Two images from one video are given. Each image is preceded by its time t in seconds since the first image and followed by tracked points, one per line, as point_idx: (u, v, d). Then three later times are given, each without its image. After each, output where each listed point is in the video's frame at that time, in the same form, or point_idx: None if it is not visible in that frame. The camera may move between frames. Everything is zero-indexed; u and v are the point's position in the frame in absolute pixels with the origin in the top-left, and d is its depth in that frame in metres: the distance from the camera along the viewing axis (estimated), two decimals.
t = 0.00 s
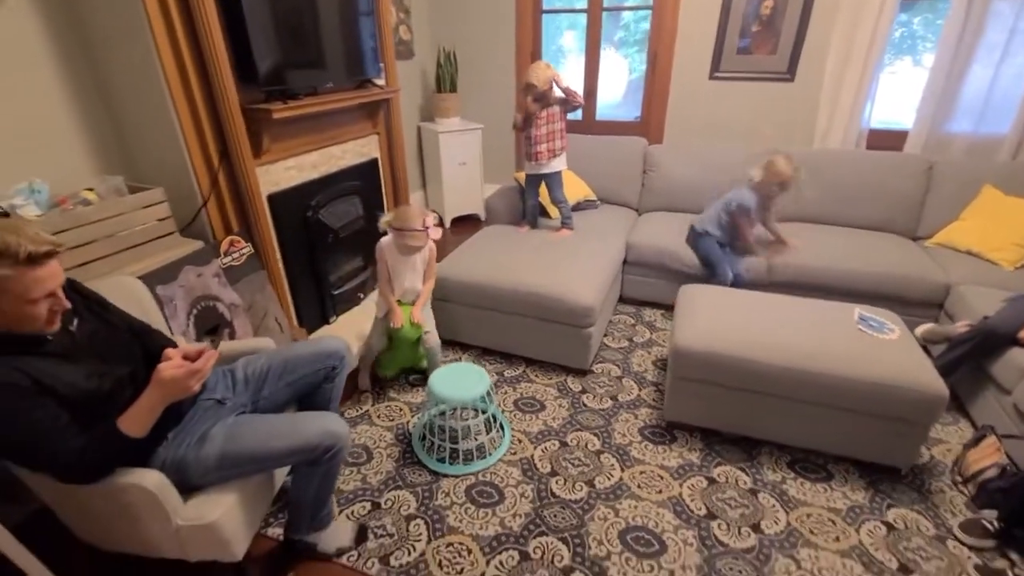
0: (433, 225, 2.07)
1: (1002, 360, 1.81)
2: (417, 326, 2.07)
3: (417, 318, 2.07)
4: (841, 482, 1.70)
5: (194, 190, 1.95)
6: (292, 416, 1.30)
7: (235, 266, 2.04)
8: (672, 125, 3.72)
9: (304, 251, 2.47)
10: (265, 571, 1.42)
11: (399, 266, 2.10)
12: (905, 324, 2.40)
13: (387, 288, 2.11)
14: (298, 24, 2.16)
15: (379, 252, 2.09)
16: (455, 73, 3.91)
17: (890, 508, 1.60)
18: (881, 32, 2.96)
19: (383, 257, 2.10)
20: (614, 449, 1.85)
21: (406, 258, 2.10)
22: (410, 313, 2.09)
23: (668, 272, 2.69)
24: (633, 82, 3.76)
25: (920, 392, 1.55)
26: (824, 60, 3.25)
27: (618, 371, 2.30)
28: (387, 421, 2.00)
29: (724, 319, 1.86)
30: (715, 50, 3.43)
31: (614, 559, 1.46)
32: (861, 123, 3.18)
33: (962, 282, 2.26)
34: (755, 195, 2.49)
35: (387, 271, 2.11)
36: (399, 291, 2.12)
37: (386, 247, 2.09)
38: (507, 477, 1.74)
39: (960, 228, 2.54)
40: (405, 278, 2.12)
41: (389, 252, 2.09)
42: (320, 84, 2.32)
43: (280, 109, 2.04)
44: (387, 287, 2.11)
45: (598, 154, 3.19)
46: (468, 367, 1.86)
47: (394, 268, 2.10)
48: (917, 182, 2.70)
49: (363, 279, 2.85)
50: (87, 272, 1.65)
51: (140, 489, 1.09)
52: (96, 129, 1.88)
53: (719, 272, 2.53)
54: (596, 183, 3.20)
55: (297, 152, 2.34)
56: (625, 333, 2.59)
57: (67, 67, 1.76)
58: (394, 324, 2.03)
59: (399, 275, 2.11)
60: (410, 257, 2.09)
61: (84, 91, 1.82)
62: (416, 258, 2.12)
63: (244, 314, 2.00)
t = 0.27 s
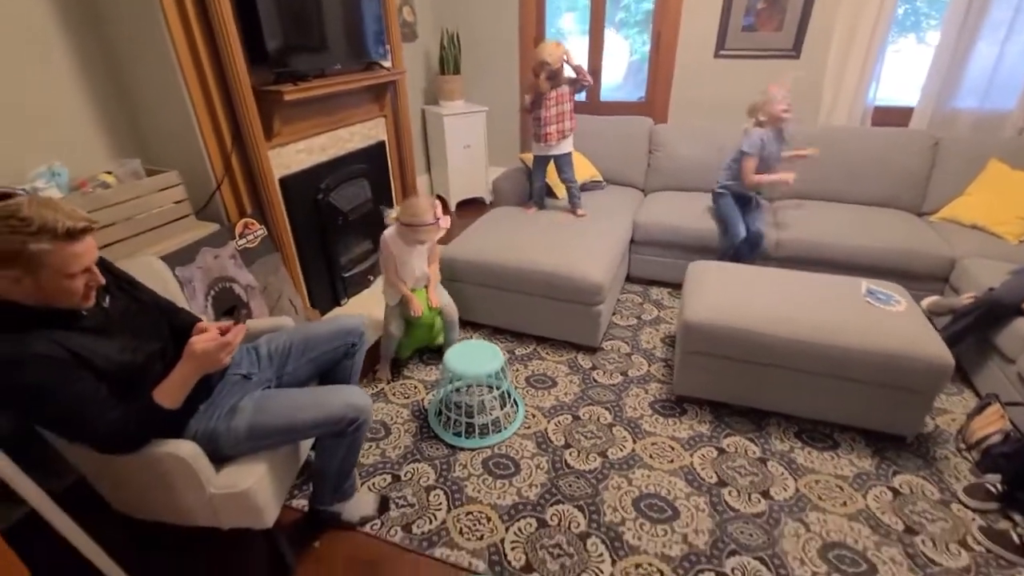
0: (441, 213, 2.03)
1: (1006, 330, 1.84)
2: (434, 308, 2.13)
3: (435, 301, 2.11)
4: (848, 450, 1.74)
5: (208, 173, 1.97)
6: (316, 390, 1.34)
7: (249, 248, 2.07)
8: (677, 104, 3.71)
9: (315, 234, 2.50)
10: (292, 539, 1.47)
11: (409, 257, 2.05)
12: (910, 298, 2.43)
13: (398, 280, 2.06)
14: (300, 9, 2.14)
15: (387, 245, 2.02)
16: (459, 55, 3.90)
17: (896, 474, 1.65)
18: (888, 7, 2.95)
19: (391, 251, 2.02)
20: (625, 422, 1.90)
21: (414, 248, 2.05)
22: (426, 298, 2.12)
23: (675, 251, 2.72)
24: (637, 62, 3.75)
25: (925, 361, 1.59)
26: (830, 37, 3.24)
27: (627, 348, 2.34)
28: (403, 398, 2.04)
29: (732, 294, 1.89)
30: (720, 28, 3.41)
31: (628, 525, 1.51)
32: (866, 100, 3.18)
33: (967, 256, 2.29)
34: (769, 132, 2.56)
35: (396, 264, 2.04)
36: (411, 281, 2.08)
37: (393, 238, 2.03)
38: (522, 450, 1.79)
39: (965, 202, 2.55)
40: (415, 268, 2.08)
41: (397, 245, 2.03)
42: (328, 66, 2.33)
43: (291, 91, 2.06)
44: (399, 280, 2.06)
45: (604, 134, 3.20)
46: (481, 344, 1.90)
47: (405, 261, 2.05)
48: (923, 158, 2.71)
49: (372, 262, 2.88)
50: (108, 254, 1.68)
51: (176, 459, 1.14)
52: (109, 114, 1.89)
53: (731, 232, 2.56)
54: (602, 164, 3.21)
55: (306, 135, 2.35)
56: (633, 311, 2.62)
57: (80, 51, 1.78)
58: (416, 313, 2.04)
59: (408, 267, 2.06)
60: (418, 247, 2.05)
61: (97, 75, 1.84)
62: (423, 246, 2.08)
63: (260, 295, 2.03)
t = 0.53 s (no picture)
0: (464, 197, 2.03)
1: (1010, 306, 1.86)
2: (458, 283, 2.19)
3: (457, 275, 2.19)
4: (850, 424, 1.78)
5: (217, 153, 1.99)
6: (332, 364, 1.37)
7: (259, 228, 2.09)
8: (683, 83, 3.69)
9: (322, 214, 2.52)
10: (310, 507, 1.52)
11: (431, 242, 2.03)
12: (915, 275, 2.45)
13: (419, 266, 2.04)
14: None
15: (408, 230, 1.99)
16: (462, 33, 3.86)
17: (897, 446, 1.68)
18: None
19: (414, 236, 2.00)
20: (631, 397, 1.93)
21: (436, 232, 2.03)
22: (449, 275, 2.17)
23: (681, 230, 2.73)
24: (644, 40, 3.71)
25: (929, 335, 1.61)
26: (839, 13, 3.20)
27: (632, 325, 2.37)
28: (413, 374, 2.08)
29: (739, 271, 1.90)
30: (727, 5, 3.37)
31: (636, 494, 1.55)
32: (872, 81, 3.19)
33: (972, 234, 2.30)
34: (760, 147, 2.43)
35: (417, 250, 2.01)
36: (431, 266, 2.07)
37: (416, 225, 2.00)
38: (531, 424, 1.83)
39: (972, 180, 2.55)
40: (434, 252, 2.07)
41: (421, 231, 2.00)
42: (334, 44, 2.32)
43: (298, 69, 2.06)
44: (421, 265, 2.04)
45: (609, 114, 3.18)
46: (491, 322, 1.93)
47: (428, 247, 2.02)
48: (930, 135, 2.70)
49: (379, 242, 2.90)
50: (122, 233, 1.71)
51: (199, 430, 1.17)
52: (118, 94, 1.90)
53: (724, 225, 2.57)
54: (607, 144, 3.21)
55: (313, 115, 2.35)
56: (638, 290, 2.64)
57: (88, 30, 1.78)
58: (442, 287, 2.09)
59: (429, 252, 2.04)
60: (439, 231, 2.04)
61: (105, 55, 1.84)
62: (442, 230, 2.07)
63: (270, 275, 2.06)
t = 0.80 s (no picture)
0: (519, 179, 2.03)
1: (1014, 299, 1.88)
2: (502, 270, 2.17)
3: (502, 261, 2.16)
4: (853, 414, 1.80)
5: (231, 145, 2.02)
6: (345, 349, 1.41)
7: (272, 219, 2.13)
8: (690, 78, 3.70)
9: (332, 206, 2.55)
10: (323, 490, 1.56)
11: (482, 218, 2.04)
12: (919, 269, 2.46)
13: (470, 239, 2.04)
14: None
15: (465, 205, 2.01)
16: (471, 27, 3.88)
17: (899, 435, 1.71)
18: None
19: (467, 210, 2.02)
20: (637, 387, 1.96)
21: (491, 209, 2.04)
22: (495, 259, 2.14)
23: (687, 223, 2.75)
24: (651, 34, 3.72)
25: (932, 326, 1.64)
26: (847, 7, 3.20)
27: (638, 317, 2.40)
28: (422, 363, 2.12)
29: (744, 263, 1.93)
30: None
31: (641, 480, 1.58)
32: (881, 75, 3.16)
33: (977, 228, 2.31)
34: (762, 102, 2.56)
35: (469, 223, 2.03)
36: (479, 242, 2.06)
37: (470, 201, 2.02)
38: (538, 411, 1.86)
39: (979, 175, 2.56)
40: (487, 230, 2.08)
41: (473, 206, 2.02)
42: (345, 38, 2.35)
43: (311, 63, 2.09)
44: (470, 239, 2.04)
45: (617, 108, 3.20)
46: (500, 312, 1.96)
47: (479, 221, 2.04)
48: (938, 130, 2.70)
49: (388, 234, 2.93)
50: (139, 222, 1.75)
51: (220, 411, 1.21)
52: (134, 86, 1.94)
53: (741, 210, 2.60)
54: (614, 138, 3.23)
55: (324, 108, 2.39)
56: (644, 283, 2.67)
57: (106, 23, 1.81)
58: (491, 270, 2.07)
59: (479, 228, 2.05)
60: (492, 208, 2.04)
61: (122, 47, 1.88)
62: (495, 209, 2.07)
63: (282, 265, 2.09)
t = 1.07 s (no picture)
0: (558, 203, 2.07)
1: (1020, 302, 1.91)
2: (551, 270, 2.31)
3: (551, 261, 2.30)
4: (859, 412, 1.84)
5: (256, 141, 2.08)
6: (369, 340, 1.46)
7: (294, 214, 2.19)
8: (702, 80, 3.73)
9: (350, 202, 2.61)
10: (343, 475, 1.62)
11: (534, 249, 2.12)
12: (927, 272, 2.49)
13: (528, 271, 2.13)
14: None
15: (518, 244, 2.06)
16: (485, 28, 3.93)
17: (904, 434, 1.75)
18: None
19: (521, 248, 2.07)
20: (647, 382, 2.01)
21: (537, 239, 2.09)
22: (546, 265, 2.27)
23: (698, 224, 2.79)
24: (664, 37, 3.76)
25: (938, 327, 1.68)
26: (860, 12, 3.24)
27: (648, 315, 2.44)
28: (438, 357, 2.17)
29: (754, 263, 1.97)
30: (749, 3, 3.41)
31: (652, 471, 1.63)
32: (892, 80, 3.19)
33: (985, 232, 2.34)
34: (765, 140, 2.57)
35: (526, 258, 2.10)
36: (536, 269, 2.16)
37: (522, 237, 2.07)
38: (551, 404, 1.91)
39: (988, 180, 2.59)
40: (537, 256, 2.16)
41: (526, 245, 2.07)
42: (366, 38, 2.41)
43: (334, 62, 2.16)
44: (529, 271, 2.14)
45: (629, 109, 3.25)
46: (515, 308, 2.01)
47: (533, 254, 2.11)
48: (948, 134, 2.73)
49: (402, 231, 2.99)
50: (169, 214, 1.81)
51: (250, 394, 1.27)
52: (164, 82, 2.00)
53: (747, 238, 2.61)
54: (626, 139, 3.27)
55: (344, 105, 2.45)
56: (654, 282, 2.72)
57: (140, 21, 1.88)
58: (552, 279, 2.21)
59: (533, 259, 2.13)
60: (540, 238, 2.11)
61: (154, 45, 1.94)
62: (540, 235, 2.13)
63: (302, 259, 2.15)
